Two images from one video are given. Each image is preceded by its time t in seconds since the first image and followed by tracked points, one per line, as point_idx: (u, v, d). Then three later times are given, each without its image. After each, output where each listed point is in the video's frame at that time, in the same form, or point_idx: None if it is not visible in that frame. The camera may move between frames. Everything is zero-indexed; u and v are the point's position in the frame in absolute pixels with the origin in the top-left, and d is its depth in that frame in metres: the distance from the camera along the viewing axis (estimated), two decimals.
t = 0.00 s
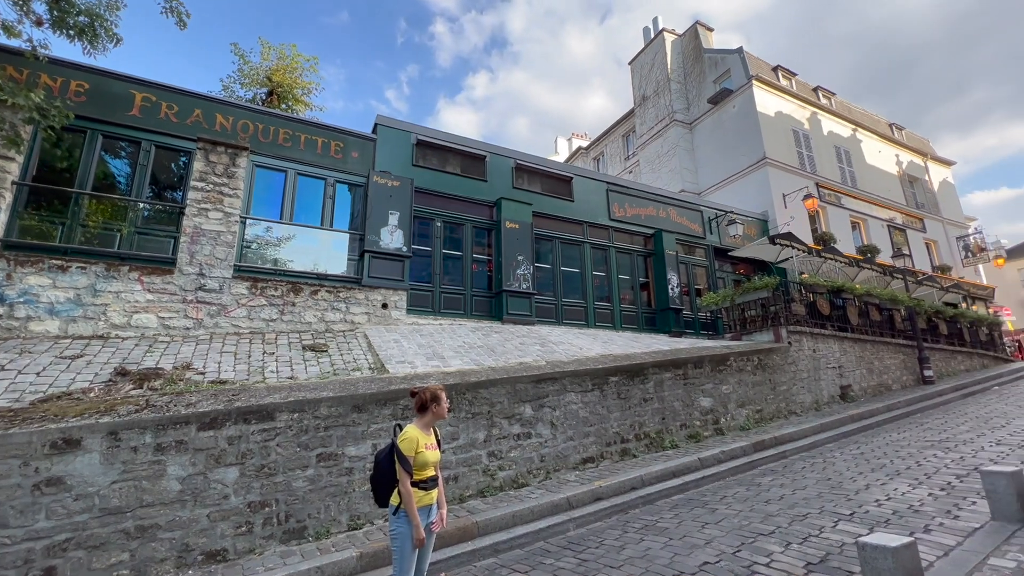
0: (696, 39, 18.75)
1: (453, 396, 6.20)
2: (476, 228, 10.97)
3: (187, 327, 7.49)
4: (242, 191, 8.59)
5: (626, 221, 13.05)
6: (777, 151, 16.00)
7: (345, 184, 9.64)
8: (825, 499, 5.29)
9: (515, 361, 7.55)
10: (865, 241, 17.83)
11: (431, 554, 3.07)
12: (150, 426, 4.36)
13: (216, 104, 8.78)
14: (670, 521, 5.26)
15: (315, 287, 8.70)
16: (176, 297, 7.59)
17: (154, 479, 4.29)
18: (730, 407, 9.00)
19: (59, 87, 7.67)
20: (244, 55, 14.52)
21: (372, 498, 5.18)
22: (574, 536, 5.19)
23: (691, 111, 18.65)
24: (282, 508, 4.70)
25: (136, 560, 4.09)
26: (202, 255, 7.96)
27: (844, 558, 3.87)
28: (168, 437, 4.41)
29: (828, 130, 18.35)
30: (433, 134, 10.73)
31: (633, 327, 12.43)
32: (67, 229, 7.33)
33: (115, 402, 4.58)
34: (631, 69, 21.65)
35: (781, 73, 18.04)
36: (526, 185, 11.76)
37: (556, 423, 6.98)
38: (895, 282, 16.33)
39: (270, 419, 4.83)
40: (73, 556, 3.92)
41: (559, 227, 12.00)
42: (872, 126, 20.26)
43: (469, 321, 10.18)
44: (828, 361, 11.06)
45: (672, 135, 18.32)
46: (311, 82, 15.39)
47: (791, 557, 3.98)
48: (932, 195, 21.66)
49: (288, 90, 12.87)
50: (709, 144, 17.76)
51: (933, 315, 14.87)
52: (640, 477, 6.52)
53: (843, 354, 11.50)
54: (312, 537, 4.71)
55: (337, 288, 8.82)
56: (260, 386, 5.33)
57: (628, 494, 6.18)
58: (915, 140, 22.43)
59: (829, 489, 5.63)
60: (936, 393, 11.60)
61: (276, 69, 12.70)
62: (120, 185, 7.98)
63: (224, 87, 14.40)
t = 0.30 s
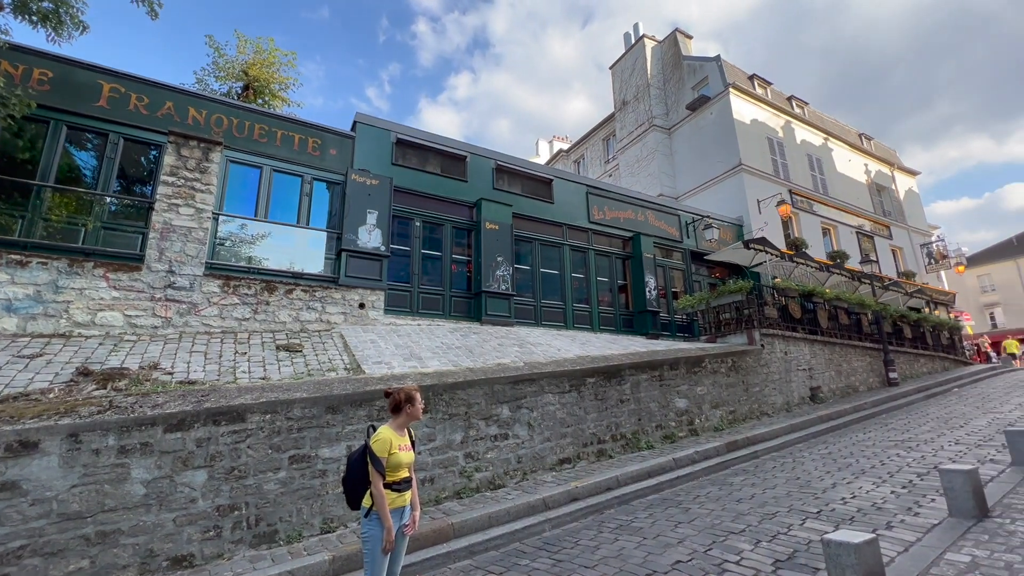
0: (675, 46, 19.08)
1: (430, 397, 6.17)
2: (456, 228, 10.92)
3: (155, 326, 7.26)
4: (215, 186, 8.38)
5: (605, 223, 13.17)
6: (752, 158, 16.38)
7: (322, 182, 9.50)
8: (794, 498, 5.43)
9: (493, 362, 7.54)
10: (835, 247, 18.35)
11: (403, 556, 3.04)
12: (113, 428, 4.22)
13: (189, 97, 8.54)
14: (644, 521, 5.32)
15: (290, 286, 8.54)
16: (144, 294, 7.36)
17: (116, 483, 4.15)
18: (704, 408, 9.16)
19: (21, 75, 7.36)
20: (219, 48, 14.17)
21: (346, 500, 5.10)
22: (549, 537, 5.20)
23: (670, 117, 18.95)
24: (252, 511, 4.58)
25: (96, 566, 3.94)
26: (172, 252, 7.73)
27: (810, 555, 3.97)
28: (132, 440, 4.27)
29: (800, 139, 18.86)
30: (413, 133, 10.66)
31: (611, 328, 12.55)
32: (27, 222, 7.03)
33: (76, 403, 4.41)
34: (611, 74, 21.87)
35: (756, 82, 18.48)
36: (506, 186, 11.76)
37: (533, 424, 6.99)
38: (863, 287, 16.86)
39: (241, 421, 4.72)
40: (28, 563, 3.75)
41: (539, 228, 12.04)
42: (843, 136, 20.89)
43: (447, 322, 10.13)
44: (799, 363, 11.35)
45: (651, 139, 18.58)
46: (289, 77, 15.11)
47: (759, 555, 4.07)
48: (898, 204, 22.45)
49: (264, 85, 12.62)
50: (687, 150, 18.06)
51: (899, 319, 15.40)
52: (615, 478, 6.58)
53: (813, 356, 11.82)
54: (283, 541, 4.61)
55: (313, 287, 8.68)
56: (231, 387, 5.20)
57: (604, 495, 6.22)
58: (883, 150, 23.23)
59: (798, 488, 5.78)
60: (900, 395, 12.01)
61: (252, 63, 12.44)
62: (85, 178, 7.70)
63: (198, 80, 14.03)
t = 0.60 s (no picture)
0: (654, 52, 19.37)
1: (405, 398, 6.10)
2: (434, 228, 10.85)
3: (118, 324, 7.00)
4: (184, 181, 8.13)
5: (583, 226, 13.26)
6: (727, 164, 16.73)
7: (297, 179, 9.31)
8: (762, 497, 5.55)
9: (470, 363, 7.50)
10: (806, 252, 18.87)
11: (373, 560, 3.00)
12: (70, 430, 4.04)
13: (158, 88, 8.27)
14: (617, 521, 5.36)
15: (263, 284, 8.34)
16: (107, 291, 7.09)
17: (73, 487, 3.98)
18: (678, 408, 9.30)
19: None
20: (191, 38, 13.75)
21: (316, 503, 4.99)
22: (523, 538, 5.20)
23: (648, 122, 19.20)
24: (219, 515, 4.45)
25: None
26: (137, 247, 7.47)
27: (777, 552, 4.06)
28: (91, 442, 4.10)
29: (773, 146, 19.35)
30: (391, 131, 10.55)
31: (588, 330, 12.64)
32: None
33: (30, 404, 4.21)
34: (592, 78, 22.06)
35: (732, 90, 18.89)
36: (486, 187, 11.74)
37: (509, 425, 6.99)
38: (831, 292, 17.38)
39: (208, 422, 4.58)
40: None
41: (518, 230, 12.06)
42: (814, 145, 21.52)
43: (424, 322, 10.05)
44: (770, 365, 11.63)
45: (629, 143, 18.79)
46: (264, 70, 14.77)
47: (729, 554, 4.15)
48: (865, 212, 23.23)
49: (238, 78, 12.31)
50: (664, 154, 18.34)
51: (864, 323, 15.92)
52: (590, 479, 6.62)
53: (784, 358, 12.12)
54: (250, 546, 4.49)
55: (286, 285, 8.51)
56: (198, 387, 5.04)
57: (578, 495, 6.25)
58: (852, 159, 24.01)
59: (766, 487, 5.91)
60: (865, 396, 12.42)
61: (226, 55, 12.12)
62: (46, 169, 7.38)
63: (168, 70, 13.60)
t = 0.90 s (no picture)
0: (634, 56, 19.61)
1: (378, 398, 6.02)
2: (411, 226, 10.74)
3: (76, 320, 6.69)
4: (150, 172, 7.85)
5: (561, 227, 13.32)
6: (702, 169, 17.04)
7: (270, 173, 9.09)
8: (732, 495, 5.66)
9: (445, 363, 7.44)
10: (776, 257, 19.38)
11: (340, 563, 2.94)
12: (21, 431, 3.85)
13: (123, 75, 7.95)
14: (590, 521, 5.40)
15: (232, 281, 8.12)
16: (65, 286, 6.77)
17: (24, 491, 3.78)
18: (651, 408, 9.43)
19: None
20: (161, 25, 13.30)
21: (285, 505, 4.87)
22: (496, 539, 5.18)
23: (626, 125, 19.42)
24: (181, 519, 4.30)
25: None
26: (98, 240, 7.17)
27: (744, 550, 4.15)
28: (44, 443, 3.91)
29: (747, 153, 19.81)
30: (369, 127, 10.40)
31: (565, 330, 12.70)
32: None
33: None
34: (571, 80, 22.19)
35: (708, 96, 19.27)
36: (464, 186, 11.68)
37: (483, 425, 6.96)
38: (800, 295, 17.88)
39: (170, 423, 4.43)
40: None
41: (496, 229, 12.03)
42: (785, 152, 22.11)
43: (400, 321, 9.93)
44: (740, 367, 11.89)
45: (608, 146, 18.97)
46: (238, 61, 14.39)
47: (697, 552, 4.21)
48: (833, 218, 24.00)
49: (210, 67, 11.95)
50: (641, 158, 18.58)
51: (831, 325, 16.44)
52: (564, 478, 6.65)
53: (754, 360, 12.41)
54: (214, 550, 4.35)
55: (257, 282, 8.31)
56: (161, 386, 4.86)
57: (552, 495, 6.27)
58: (821, 167, 24.78)
59: (735, 485, 6.03)
60: (830, 397, 12.82)
61: (197, 44, 11.76)
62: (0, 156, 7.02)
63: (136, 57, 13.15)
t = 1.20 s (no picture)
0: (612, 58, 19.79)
1: (349, 396, 5.91)
2: (386, 222, 10.59)
3: (28, 314, 6.35)
4: (110, 160, 7.51)
5: (537, 226, 13.35)
6: (677, 172, 17.34)
7: (239, 164, 8.83)
8: (700, 492, 5.77)
9: (418, 361, 7.36)
10: (746, 259, 19.87)
11: (306, 564, 2.87)
12: None
13: (82, 57, 7.58)
14: (561, 518, 5.43)
15: (198, 274, 7.85)
16: (15, 277, 6.41)
17: None
18: (623, 407, 9.55)
19: None
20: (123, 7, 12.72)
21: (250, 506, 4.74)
22: (467, 537, 5.15)
23: (603, 127, 19.60)
24: (138, 521, 4.13)
25: None
26: (52, 230, 6.82)
27: (711, 545, 4.23)
28: None
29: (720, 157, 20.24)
30: (343, 120, 10.20)
31: (540, 329, 12.75)
32: None
33: None
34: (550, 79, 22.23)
35: (684, 100, 19.60)
36: (441, 182, 11.57)
37: (456, 424, 6.92)
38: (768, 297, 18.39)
39: (129, 421, 4.25)
40: None
41: (472, 227, 11.98)
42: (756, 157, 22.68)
43: (373, 319, 9.79)
44: (710, 366, 12.15)
45: (585, 147, 19.10)
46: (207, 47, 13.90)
47: (666, 547, 4.28)
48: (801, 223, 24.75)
49: (177, 53, 11.53)
50: (618, 159, 18.78)
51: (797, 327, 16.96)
52: (536, 477, 6.66)
53: (723, 360, 12.70)
54: (174, 553, 4.19)
55: (224, 277, 8.05)
56: (119, 383, 4.66)
57: (524, 494, 6.27)
58: (790, 173, 25.52)
59: (703, 483, 6.15)
60: (795, 396, 13.22)
61: (163, 28, 11.31)
62: None
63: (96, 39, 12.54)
